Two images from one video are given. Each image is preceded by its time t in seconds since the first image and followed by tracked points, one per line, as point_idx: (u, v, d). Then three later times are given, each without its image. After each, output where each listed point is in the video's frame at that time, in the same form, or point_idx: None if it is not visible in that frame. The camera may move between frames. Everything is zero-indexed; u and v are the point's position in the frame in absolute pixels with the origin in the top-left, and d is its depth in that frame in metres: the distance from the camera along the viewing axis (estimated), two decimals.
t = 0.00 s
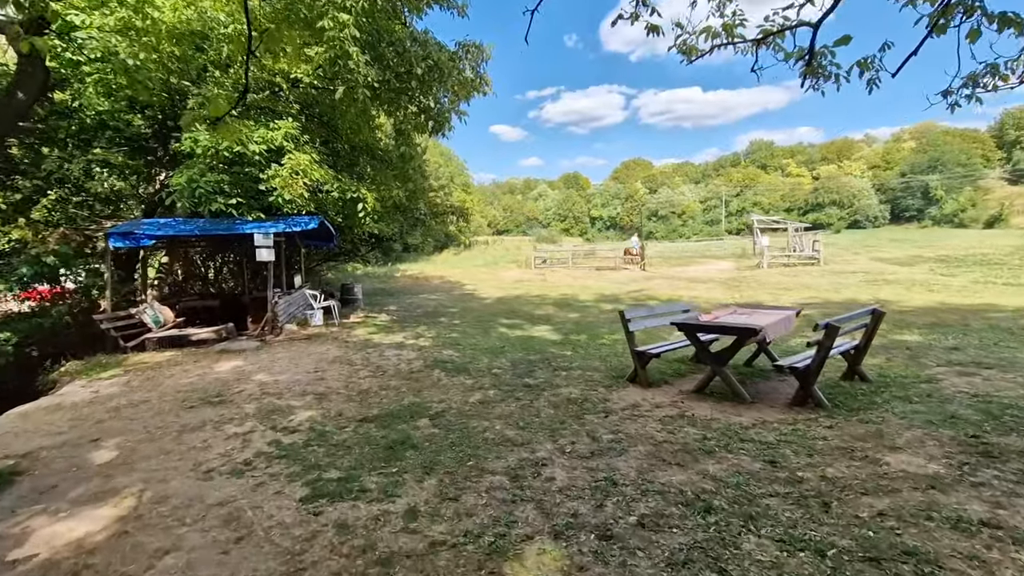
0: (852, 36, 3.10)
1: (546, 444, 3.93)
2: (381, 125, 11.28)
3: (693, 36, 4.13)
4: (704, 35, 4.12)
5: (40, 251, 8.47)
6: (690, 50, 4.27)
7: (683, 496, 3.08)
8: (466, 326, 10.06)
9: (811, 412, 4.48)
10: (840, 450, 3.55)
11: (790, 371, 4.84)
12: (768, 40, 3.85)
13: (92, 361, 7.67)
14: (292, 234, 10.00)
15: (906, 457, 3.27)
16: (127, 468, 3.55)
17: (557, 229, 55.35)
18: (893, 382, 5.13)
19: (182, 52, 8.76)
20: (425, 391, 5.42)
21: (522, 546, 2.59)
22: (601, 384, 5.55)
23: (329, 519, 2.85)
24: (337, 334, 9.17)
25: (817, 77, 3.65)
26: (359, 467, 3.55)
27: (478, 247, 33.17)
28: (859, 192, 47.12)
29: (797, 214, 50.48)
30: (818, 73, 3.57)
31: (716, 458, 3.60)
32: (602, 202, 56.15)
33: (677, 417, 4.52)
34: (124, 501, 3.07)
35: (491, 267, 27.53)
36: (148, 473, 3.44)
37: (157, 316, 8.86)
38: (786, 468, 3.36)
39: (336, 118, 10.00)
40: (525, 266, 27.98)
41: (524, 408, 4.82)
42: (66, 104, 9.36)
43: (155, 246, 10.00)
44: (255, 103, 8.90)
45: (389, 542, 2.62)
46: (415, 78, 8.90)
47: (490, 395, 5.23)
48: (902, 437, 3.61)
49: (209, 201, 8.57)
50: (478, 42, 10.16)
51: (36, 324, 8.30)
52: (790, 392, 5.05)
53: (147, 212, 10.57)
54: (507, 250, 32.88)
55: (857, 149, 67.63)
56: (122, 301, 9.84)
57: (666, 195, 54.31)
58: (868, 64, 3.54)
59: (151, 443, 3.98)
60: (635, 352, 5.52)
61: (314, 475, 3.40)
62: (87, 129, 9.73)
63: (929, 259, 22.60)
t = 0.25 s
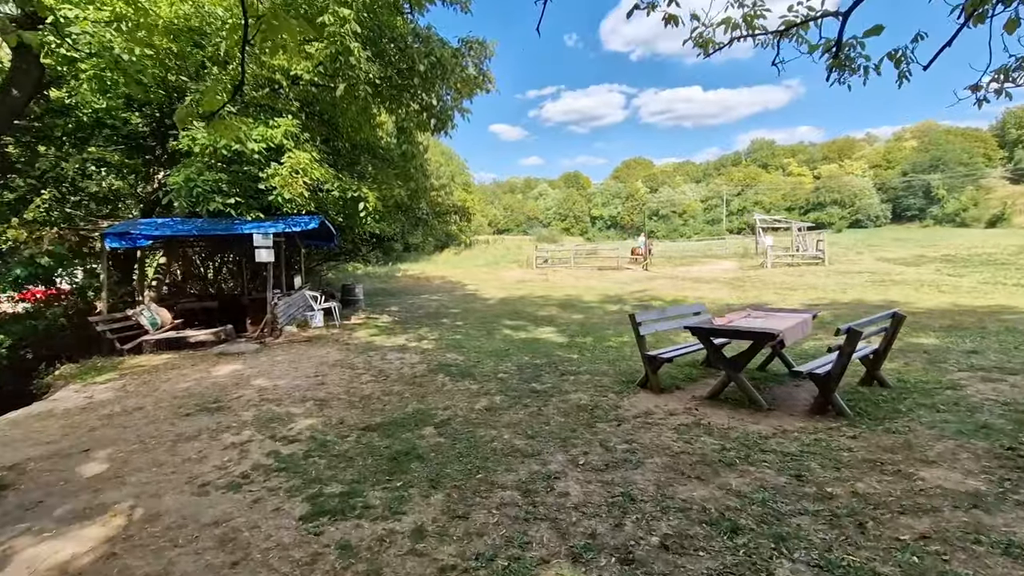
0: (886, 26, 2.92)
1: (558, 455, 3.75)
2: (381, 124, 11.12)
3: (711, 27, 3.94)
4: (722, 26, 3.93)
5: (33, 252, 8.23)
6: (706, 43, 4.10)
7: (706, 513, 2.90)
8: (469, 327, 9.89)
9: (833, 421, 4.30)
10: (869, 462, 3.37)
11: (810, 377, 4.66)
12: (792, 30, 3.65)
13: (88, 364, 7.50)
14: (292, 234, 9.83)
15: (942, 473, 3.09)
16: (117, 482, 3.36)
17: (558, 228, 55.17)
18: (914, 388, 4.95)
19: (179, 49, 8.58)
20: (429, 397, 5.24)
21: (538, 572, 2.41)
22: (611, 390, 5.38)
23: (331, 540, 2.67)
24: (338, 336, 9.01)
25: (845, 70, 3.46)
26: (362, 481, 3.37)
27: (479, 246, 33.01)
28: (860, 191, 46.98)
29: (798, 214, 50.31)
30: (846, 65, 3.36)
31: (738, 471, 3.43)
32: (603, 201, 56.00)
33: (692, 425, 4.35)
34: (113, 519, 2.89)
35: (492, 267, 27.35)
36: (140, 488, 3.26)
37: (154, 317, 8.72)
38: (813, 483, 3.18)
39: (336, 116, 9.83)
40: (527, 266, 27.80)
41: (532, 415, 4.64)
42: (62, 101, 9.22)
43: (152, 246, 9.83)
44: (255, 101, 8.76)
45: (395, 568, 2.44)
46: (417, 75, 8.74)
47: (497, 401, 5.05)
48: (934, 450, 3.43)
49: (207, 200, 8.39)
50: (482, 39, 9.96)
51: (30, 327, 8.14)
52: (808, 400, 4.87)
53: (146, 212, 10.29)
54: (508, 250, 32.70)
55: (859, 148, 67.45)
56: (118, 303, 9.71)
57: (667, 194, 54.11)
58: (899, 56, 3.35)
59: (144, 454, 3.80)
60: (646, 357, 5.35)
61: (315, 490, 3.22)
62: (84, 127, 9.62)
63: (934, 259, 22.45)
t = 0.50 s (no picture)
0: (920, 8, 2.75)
1: (569, 460, 3.60)
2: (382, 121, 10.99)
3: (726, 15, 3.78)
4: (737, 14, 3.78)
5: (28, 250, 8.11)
6: (720, 32, 3.94)
7: (728, 522, 2.75)
8: (472, 326, 9.74)
9: (852, 423, 4.15)
10: (896, 468, 3.22)
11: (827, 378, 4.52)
12: (812, 17, 3.50)
13: (83, 364, 7.35)
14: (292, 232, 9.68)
15: (975, 479, 2.94)
16: (109, 488, 3.21)
17: (558, 227, 55.02)
18: (934, 389, 4.80)
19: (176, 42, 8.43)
20: (433, 398, 5.09)
21: None
22: (621, 391, 5.22)
23: (333, 552, 2.52)
24: (338, 336, 8.86)
25: (870, 58, 3.30)
26: (365, 487, 3.22)
27: (479, 245, 32.86)
28: (860, 190, 46.87)
29: (798, 213, 50.18)
30: (873, 50, 3.19)
31: (758, 476, 3.27)
32: (603, 200, 55.86)
33: (706, 428, 4.20)
34: (104, 528, 2.74)
35: (493, 266, 27.20)
36: (132, 494, 3.12)
37: (151, 316, 8.59)
38: (838, 490, 3.03)
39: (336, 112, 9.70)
40: (528, 265, 27.64)
41: (540, 417, 4.49)
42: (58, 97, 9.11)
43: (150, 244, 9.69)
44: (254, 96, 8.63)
45: None
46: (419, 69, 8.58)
47: (504, 402, 4.90)
48: (963, 454, 3.28)
49: (205, 197, 8.23)
50: (485, 33, 9.80)
51: (24, 326, 7.99)
52: (825, 401, 4.72)
53: (144, 209, 10.27)
54: (508, 249, 32.54)
55: (859, 147, 67.29)
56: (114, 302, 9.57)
57: (667, 194, 53.96)
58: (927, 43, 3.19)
59: (138, 458, 3.65)
60: (656, 357, 5.20)
61: (316, 497, 3.07)
62: (81, 123, 9.49)
63: (938, 258, 22.32)
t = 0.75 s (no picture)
0: None
1: (580, 469, 3.43)
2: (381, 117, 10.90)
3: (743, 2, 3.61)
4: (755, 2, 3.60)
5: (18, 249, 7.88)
6: (736, 21, 3.77)
7: (753, 538, 2.58)
8: (473, 327, 9.57)
9: (874, 429, 3.99)
10: (926, 478, 3.06)
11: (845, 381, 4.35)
12: (835, 4, 3.33)
13: (76, 366, 7.16)
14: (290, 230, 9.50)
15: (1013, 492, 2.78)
16: (95, 500, 3.04)
17: (557, 226, 54.85)
18: (953, 393, 4.65)
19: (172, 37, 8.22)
20: (437, 403, 4.92)
21: None
22: (630, 395, 5.05)
23: (333, 572, 2.35)
24: (337, 336, 8.69)
25: (897, 46, 3.13)
26: (367, 499, 3.05)
27: (479, 244, 32.69)
28: (860, 189, 46.78)
29: (798, 212, 50.08)
30: (901, 39, 3.03)
31: (781, 487, 3.11)
32: (602, 199, 55.71)
33: (721, 434, 4.04)
34: (89, 546, 2.57)
35: (493, 265, 27.01)
36: (120, 508, 2.94)
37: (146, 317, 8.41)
38: (867, 503, 2.87)
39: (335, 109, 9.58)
40: (528, 264, 27.46)
41: (548, 423, 4.32)
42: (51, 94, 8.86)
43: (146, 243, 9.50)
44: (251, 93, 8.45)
45: None
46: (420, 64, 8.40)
47: (509, 407, 4.73)
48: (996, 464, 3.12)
49: (200, 195, 8.02)
50: (486, 29, 9.61)
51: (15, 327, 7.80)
52: (841, 406, 4.56)
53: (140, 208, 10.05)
54: (508, 248, 32.37)
55: (859, 147, 67.19)
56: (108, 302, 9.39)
57: (667, 193, 53.81)
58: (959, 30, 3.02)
59: (128, 467, 3.48)
60: (666, 359, 5.04)
61: (314, 511, 2.90)
62: (75, 121, 9.26)
63: (940, 257, 22.19)
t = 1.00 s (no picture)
0: None
1: (589, 478, 3.24)
2: (378, 114, 10.86)
3: None
4: None
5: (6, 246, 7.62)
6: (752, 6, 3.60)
7: (778, 556, 2.40)
8: (474, 327, 9.38)
9: (894, 434, 3.81)
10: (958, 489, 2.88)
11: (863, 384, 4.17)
12: None
13: (64, 368, 6.96)
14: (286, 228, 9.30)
15: None
16: (73, 513, 2.85)
17: (556, 226, 54.67)
18: (974, 396, 4.48)
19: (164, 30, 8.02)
20: (436, 406, 4.73)
21: None
22: (637, 397, 4.87)
23: None
24: (334, 337, 8.50)
25: (926, 29, 2.95)
26: (363, 512, 2.86)
27: (478, 244, 32.50)
28: (859, 188, 46.67)
29: (797, 211, 49.96)
30: (932, 21, 2.86)
31: (803, 499, 2.92)
32: (601, 199, 55.52)
33: (734, 439, 3.86)
34: (61, 565, 2.38)
35: (492, 265, 26.82)
36: (98, 522, 2.75)
37: (138, 317, 8.19)
38: (897, 516, 2.69)
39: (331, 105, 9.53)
40: (527, 263, 27.29)
41: (553, 428, 4.14)
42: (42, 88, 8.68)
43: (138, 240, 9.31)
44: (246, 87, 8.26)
45: None
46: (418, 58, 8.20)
47: (512, 411, 4.55)
48: None
49: (193, 192, 7.81)
50: (486, 22, 9.41)
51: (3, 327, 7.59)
52: (857, 410, 4.39)
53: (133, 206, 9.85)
54: (507, 247, 32.18)
55: (858, 146, 67.07)
56: (100, 302, 9.17)
57: (666, 192, 53.63)
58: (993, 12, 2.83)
59: (110, 477, 3.28)
60: (675, 361, 4.86)
61: (306, 525, 2.71)
62: (67, 116, 9.07)
63: (943, 256, 22.02)
